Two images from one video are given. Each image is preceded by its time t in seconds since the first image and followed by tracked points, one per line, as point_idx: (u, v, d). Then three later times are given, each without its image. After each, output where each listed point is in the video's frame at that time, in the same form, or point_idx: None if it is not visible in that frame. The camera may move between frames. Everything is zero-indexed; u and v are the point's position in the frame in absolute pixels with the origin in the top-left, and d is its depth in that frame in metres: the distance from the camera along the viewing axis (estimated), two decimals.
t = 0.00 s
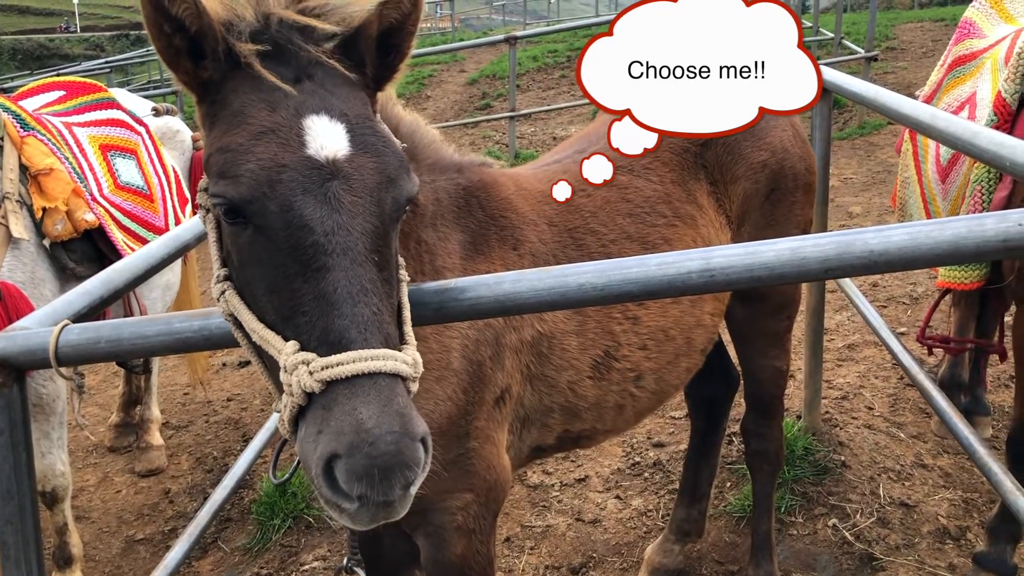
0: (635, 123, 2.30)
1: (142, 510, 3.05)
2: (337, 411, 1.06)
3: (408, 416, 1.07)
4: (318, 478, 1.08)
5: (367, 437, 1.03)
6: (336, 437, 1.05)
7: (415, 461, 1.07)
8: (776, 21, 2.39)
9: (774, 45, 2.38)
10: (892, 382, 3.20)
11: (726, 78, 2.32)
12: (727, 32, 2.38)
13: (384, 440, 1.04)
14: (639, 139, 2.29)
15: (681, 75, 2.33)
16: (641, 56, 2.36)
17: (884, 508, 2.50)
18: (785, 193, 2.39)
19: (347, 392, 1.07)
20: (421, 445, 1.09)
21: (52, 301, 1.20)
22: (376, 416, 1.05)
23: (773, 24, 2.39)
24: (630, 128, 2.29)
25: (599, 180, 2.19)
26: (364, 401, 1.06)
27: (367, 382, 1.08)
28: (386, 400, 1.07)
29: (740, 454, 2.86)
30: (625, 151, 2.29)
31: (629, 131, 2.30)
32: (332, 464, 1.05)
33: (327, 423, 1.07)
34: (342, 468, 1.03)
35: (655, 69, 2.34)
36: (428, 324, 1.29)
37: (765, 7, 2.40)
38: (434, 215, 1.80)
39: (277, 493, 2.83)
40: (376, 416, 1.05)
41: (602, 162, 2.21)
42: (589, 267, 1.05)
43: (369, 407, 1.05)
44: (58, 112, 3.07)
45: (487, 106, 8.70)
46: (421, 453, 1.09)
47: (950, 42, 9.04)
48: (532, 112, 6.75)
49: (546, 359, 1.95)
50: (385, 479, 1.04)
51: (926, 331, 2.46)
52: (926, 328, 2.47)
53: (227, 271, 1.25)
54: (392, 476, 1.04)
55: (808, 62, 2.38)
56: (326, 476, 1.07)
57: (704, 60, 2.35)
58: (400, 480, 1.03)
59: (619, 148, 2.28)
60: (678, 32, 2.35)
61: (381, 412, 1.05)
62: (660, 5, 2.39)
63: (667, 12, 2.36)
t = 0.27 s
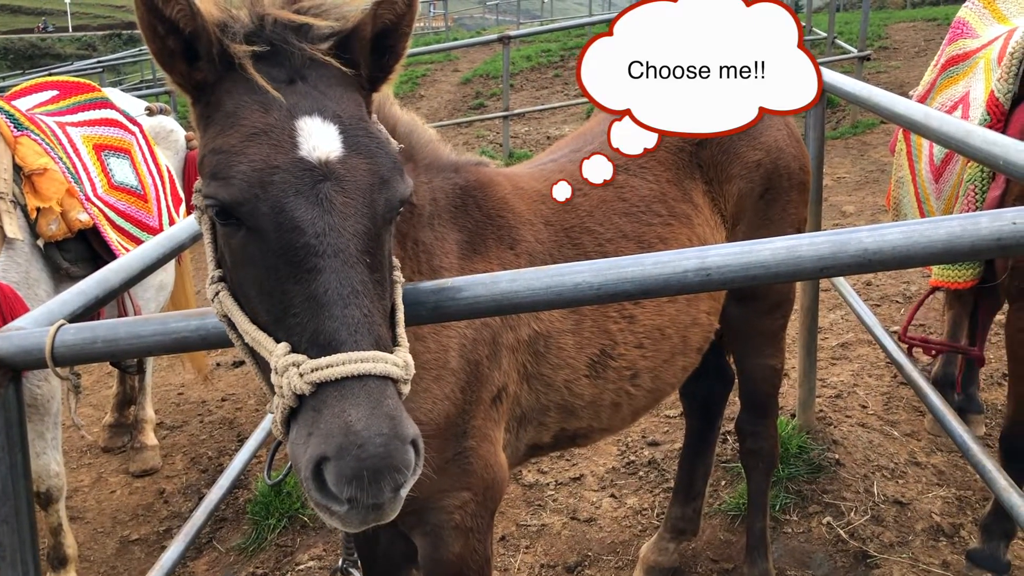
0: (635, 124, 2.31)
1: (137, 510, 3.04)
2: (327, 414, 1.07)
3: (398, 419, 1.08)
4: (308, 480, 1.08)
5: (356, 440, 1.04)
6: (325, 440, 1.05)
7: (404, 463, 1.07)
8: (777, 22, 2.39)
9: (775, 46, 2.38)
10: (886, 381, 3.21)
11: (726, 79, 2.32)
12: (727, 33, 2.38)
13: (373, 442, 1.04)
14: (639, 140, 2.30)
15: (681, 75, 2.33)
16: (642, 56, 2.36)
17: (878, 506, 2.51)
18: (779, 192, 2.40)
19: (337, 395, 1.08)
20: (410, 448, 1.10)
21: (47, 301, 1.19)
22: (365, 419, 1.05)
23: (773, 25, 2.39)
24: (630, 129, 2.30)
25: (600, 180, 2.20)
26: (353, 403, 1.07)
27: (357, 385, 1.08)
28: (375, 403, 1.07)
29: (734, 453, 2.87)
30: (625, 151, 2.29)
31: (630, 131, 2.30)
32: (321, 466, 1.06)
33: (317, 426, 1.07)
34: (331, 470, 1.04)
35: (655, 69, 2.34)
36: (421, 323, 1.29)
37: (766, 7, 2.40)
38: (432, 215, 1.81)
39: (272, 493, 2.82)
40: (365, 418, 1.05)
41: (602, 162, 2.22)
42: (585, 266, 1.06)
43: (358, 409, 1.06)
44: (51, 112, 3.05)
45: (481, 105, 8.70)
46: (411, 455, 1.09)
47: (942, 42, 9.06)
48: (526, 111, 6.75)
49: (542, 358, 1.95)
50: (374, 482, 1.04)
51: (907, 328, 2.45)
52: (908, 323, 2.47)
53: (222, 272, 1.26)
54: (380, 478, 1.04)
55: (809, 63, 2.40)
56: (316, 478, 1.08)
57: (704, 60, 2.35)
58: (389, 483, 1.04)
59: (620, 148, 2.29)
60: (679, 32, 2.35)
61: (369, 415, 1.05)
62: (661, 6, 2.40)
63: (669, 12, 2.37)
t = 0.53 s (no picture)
0: (636, 124, 2.31)
1: (136, 509, 3.05)
2: (322, 414, 1.08)
3: (393, 419, 1.08)
4: (304, 480, 1.09)
5: (351, 440, 1.05)
6: (321, 440, 1.06)
7: (399, 464, 1.08)
8: (777, 21, 2.35)
9: (775, 46, 2.34)
10: (882, 377, 3.22)
11: (726, 79, 2.30)
12: (727, 33, 2.35)
13: (368, 442, 1.05)
14: (638, 140, 2.30)
15: (681, 75, 2.30)
16: (641, 56, 2.32)
17: (875, 502, 2.52)
18: (776, 190, 2.41)
19: (332, 395, 1.09)
20: (406, 448, 1.10)
21: (48, 301, 1.19)
22: (360, 419, 1.06)
23: (773, 25, 2.36)
24: (630, 129, 2.30)
25: (599, 180, 2.20)
26: (348, 404, 1.08)
27: (352, 386, 1.09)
28: (370, 403, 1.08)
29: (732, 449, 2.88)
30: (625, 151, 2.28)
31: (630, 131, 2.30)
32: (317, 467, 1.07)
33: (312, 426, 1.08)
34: (326, 471, 1.05)
35: (655, 69, 2.31)
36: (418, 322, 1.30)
37: (765, 7, 2.37)
38: (431, 213, 1.81)
39: (271, 491, 2.83)
40: (360, 419, 1.06)
41: (602, 163, 2.21)
42: (583, 264, 1.06)
43: (353, 410, 1.06)
44: (49, 111, 3.05)
45: (478, 103, 8.70)
46: (406, 455, 1.10)
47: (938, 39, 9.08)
48: (523, 109, 6.75)
49: (540, 355, 1.95)
50: (369, 482, 1.05)
51: (904, 325, 2.45)
52: (905, 320, 2.47)
53: (220, 272, 1.26)
54: (376, 479, 1.05)
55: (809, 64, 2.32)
56: (312, 478, 1.08)
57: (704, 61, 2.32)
58: (384, 483, 1.05)
59: (620, 148, 2.28)
60: (678, 32, 2.33)
61: (364, 415, 1.06)
62: (661, 5, 2.39)
63: (667, 12, 2.35)
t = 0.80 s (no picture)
0: (635, 124, 2.29)
1: (135, 505, 3.05)
2: (323, 412, 1.07)
3: (394, 418, 1.08)
4: (304, 478, 1.09)
5: (351, 438, 1.04)
6: (321, 438, 1.06)
7: (400, 462, 1.08)
8: (777, 22, 2.35)
9: (775, 46, 2.34)
10: (882, 374, 3.22)
11: (726, 79, 2.30)
12: (726, 33, 2.35)
13: (369, 441, 1.05)
14: (639, 139, 2.29)
15: (681, 75, 2.29)
16: (641, 56, 2.31)
17: (875, 499, 2.52)
18: (776, 186, 2.41)
19: (333, 393, 1.08)
20: (406, 447, 1.10)
21: (49, 297, 1.19)
22: (360, 417, 1.06)
23: (772, 25, 2.35)
24: (630, 129, 2.28)
25: (599, 180, 2.19)
26: (349, 402, 1.07)
27: (353, 384, 1.09)
28: (371, 401, 1.08)
29: (732, 446, 2.88)
30: (625, 152, 2.27)
31: (630, 131, 2.29)
32: (317, 464, 1.07)
33: (313, 424, 1.08)
34: (326, 469, 1.05)
35: (655, 69, 2.29)
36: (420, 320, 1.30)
37: (765, 7, 2.37)
38: (431, 209, 1.81)
39: (271, 488, 2.83)
40: (361, 417, 1.06)
41: (601, 163, 2.20)
42: (585, 260, 1.06)
43: (353, 408, 1.06)
44: (49, 107, 3.04)
45: (477, 100, 8.70)
46: (407, 454, 1.10)
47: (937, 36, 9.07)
48: (522, 106, 6.75)
49: (541, 352, 1.95)
50: (369, 480, 1.05)
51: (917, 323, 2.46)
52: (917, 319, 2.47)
53: (222, 269, 1.26)
54: (376, 477, 1.05)
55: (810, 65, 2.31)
56: (312, 476, 1.08)
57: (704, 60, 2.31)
58: (384, 481, 1.04)
59: (620, 148, 2.27)
60: (677, 31, 2.33)
61: (365, 413, 1.06)
62: (660, 6, 2.38)
63: (668, 12, 2.36)
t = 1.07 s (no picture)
0: (635, 124, 2.29)
1: (136, 502, 3.05)
2: (321, 410, 1.08)
3: (392, 415, 1.09)
4: (301, 474, 1.10)
5: (349, 436, 1.05)
6: (319, 435, 1.06)
7: (398, 460, 1.08)
8: (778, 21, 2.35)
9: (775, 46, 2.34)
10: (882, 372, 3.23)
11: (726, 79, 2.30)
12: (726, 33, 2.34)
13: (366, 439, 1.05)
14: (639, 140, 2.29)
15: (681, 75, 2.29)
16: (641, 56, 2.31)
17: (874, 496, 2.53)
18: (776, 184, 2.42)
19: (331, 391, 1.09)
20: (404, 444, 1.10)
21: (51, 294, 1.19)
22: (358, 415, 1.06)
23: (772, 25, 2.35)
24: (629, 129, 2.28)
25: (599, 180, 2.18)
26: (347, 400, 1.08)
27: (351, 382, 1.09)
28: (369, 399, 1.08)
29: (731, 444, 2.89)
30: (625, 152, 2.27)
31: (630, 131, 2.29)
32: (315, 461, 1.07)
33: (311, 421, 1.08)
34: (324, 466, 1.05)
35: (655, 69, 2.29)
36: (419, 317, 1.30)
37: (766, 7, 2.36)
38: (432, 207, 1.81)
39: (271, 484, 2.84)
40: (358, 415, 1.06)
41: (601, 163, 2.20)
42: (586, 258, 1.06)
43: (351, 406, 1.07)
44: (50, 103, 3.04)
45: (477, 97, 8.69)
46: (404, 451, 1.10)
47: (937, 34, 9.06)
48: (523, 103, 6.74)
49: (542, 349, 1.96)
50: (366, 478, 1.05)
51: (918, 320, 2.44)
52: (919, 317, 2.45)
53: (222, 266, 1.26)
54: (374, 475, 1.05)
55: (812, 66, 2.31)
56: (310, 473, 1.09)
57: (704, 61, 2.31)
58: (381, 479, 1.05)
59: (620, 148, 2.27)
60: (676, 31, 2.32)
61: (363, 411, 1.06)
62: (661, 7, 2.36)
63: (665, 11, 2.34)
